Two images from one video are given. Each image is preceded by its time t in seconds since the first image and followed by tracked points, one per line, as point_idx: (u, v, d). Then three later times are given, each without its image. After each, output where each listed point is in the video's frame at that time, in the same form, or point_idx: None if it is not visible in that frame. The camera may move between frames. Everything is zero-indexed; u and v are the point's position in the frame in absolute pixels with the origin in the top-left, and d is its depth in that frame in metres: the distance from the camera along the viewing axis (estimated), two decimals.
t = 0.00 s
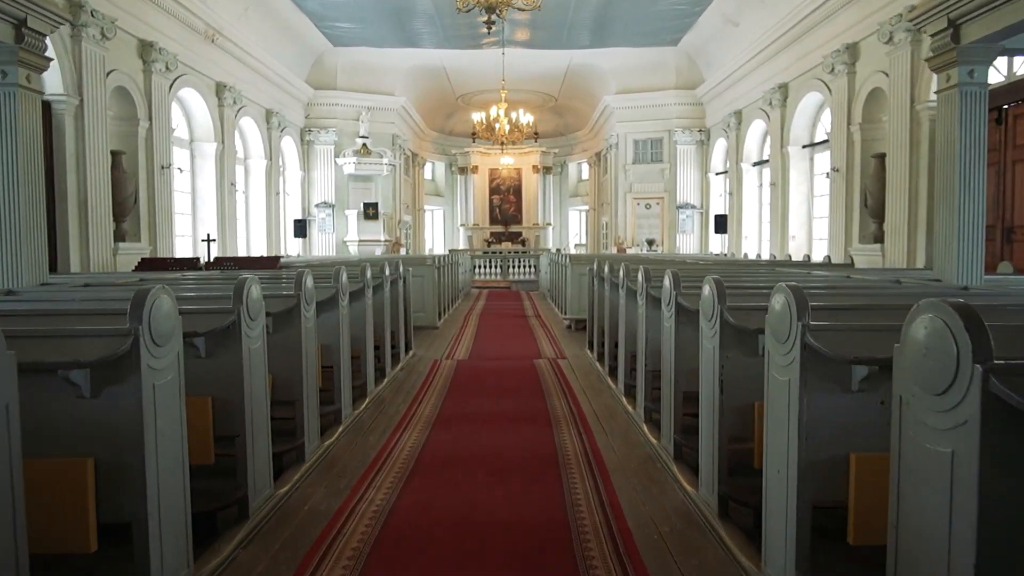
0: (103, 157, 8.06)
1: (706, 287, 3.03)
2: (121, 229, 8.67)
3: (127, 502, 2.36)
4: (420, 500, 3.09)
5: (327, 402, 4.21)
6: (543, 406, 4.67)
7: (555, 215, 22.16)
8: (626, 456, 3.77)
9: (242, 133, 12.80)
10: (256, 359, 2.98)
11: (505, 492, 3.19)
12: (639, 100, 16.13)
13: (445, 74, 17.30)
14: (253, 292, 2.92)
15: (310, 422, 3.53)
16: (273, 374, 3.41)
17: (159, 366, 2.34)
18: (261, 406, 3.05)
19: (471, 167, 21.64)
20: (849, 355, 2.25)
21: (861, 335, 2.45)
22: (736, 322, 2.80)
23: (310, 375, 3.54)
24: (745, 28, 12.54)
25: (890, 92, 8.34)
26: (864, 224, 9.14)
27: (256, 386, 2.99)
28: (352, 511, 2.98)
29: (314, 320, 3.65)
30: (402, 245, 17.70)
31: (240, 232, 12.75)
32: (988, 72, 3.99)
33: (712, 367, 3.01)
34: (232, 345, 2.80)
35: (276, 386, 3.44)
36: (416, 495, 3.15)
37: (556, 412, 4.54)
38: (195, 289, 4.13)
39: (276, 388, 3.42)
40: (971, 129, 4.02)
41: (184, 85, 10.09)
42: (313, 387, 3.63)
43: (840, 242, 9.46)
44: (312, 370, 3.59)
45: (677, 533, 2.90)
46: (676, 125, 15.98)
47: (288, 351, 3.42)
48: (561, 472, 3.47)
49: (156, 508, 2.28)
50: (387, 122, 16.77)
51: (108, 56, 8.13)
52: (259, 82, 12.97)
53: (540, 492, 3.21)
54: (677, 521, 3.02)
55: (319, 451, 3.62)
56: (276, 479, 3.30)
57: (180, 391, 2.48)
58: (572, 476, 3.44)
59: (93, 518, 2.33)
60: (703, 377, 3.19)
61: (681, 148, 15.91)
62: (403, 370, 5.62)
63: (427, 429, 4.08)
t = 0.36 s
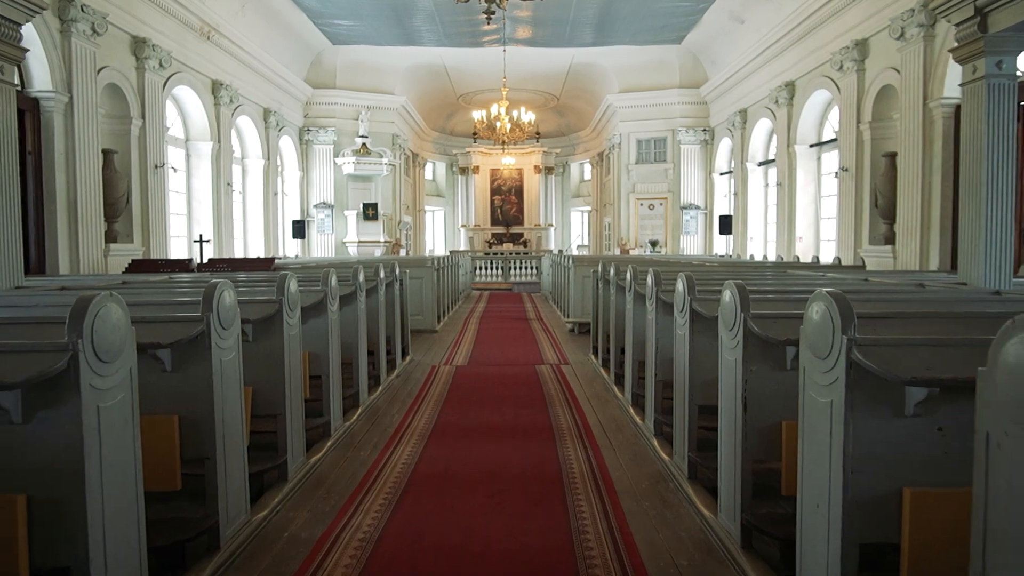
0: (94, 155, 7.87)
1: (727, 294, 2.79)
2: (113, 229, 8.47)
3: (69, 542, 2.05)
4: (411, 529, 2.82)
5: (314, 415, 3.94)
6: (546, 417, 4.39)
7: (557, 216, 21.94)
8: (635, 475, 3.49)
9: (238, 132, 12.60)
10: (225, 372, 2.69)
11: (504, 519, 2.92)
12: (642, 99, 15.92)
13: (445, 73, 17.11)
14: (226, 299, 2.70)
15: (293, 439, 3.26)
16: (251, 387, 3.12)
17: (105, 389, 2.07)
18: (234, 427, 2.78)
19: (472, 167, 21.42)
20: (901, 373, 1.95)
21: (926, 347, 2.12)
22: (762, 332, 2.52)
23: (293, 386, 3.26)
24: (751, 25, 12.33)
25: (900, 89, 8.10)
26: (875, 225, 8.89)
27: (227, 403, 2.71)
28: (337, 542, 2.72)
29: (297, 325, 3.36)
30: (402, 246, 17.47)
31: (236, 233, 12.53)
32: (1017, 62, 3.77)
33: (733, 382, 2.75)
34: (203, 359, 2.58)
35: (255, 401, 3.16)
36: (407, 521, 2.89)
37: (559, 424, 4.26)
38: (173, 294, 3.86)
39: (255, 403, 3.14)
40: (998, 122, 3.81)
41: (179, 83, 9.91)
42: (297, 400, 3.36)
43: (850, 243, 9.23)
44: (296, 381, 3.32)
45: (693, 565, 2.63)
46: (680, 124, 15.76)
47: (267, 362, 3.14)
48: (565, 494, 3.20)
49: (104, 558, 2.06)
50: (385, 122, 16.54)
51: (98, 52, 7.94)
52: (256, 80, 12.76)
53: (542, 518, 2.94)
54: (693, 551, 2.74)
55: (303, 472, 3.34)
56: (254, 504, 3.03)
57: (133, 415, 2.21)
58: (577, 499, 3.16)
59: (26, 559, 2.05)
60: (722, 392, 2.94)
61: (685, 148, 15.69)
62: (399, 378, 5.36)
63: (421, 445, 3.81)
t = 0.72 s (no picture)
0: (86, 154, 7.68)
1: (758, 305, 2.56)
2: (106, 230, 8.29)
3: None
4: (403, 563, 2.58)
5: (303, 429, 3.74)
6: (549, 431, 4.16)
7: (559, 216, 21.74)
8: (645, 498, 3.27)
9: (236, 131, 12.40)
10: (193, 391, 2.49)
11: (505, 552, 2.68)
12: (646, 99, 15.70)
13: (446, 72, 16.91)
14: (195, 310, 2.50)
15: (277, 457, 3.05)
16: (229, 403, 2.91)
17: (32, 422, 1.77)
18: (206, 448, 2.57)
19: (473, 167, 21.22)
20: (962, 403, 1.59)
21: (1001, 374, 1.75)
22: (795, 348, 2.35)
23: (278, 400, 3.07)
24: (757, 23, 12.11)
25: (913, 87, 7.88)
26: (886, 225, 8.67)
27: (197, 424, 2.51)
28: None
29: (282, 334, 3.14)
30: (403, 246, 17.27)
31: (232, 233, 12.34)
32: None
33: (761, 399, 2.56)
34: (166, 376, 2.39)
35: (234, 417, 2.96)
36: (399, 551, 2.67)
37: (563, 439, 4.02)
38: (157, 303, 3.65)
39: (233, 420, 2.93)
40: None
41: (174, 81, 9.72)
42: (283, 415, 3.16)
43: (860, 244, 8.99)
44: (280, 396, 3.12)
45: None
46: (684, 124, 15.54)
47: (248, 376, 2.93)
48: (571, 522, 2.96)
49: None
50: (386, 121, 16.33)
51: (90, 49, 7.75)
52: (253, 79, 12.57)
53: (547, 549, 2.71)
54: None
55: (289, 494, 3.14)
56: (233, 532, 2.82)
57: (74, 448, 1.94)
58: (584, 526, 2.92)
59: None
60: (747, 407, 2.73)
61: (689, 147, 15.47)
62: (396, 386, 5.15)
63: (416, 463, 3.58)
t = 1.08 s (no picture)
0: (77, 152, 7.49)
1: (790, 314, 2.35)
2: (97, 230, 8.09)
3: None
4: None
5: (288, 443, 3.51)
6: (553, 444, 3.93)
7: (561, 217, 21.53)
8: (657, 520, 3.04)
9: (233, 130, 12.22)
10: (150, 412, 2.21)
11: None
12: (650, 97, 15.48)
13: (447, 70, 16.71)
14: (155, 317, 2.20)
15: (255, 477, 2.83)
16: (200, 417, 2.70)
17: None
18: (165, 475, 2.31)
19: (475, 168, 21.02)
20: None
21: None
22: (837, 362, 2.13)
23: (254, 413, 2.85)
24: (763, 20, 11.89)
25: (926, 83, 7.66)
26: (897, 226, 8.44)
27: (155, 448, 2.24)
28: None
29: (260, 341, 2.93)
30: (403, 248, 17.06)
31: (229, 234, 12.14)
32: None
33: (796, 416, 2.35)
34: (115, 396, 2.12)
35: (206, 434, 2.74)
36: None
37: (568, 452, 3.80)
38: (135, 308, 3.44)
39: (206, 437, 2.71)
40: None
41: (169, 78, 9.54)
42: (261, 429, 2.95)
43: (870, 245, 8.77)
44: (257, 409, 2.89)
45: None
46: (689, 123, 15.32)
47: (220, 389, 2.71)
48: (578, 547, 2.73)
49: None
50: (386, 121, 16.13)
51: (80, 45, 7.55)
52: (251, 77, 12.38)
53: None
54: None
55: (268, 517, 2.91)
56: (202, 563, 2.57)
57: None
58: (591, 552, 2.70)
59: None
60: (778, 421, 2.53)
61: (694, 147, 15.25)
62: (392, 394, 4.94)
63: (410, 481, 3.36)
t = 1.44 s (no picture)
0: (65, 151, 7.28)
1: (833, 324, 2.04)
2: (88, 231, 7.88)
3: None
4: None
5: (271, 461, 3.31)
6: (557, 459, 3.71)
7: (563, 217, 21.32)
8: (671, 546, 2.83)
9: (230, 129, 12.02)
10: (91, 438, 1.96)
11: None
12: (653, 96, 15.25)
13: (448, 69, 16.51)
14: (97, 329, 1.94)
15: (227, 504, 2.63)
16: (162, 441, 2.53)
17: None
18: (113, 505, 2.08)
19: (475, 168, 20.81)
20: None
21: None
22: (895, 385, 1.82)
23: (225, 434, 2.66)
24: (768, 17, 11.68)
25: (940, 80, 7.43)
26: (910, 226, 8.21)
27: (97, 478, 1.99)
28: None
29: (231, 353, 2.74)
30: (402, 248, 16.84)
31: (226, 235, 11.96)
32: None
33: (840, 448, 2.05)
34: (47, 423, 1.85)
35: (171, 459, 2.58)
36: None
37: (573, 469, 3.58)
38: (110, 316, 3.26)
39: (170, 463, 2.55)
40: None
41: (163, 76, 9.35)
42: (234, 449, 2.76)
43: (881, 245, 8.54)
44: (228, 429, 2.70)
45: None
46: (693, 122, 15.09)
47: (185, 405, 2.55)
48: None
49: None
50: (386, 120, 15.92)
51: (69, 40, 7.34)
52: (248, 75, 12.18)
53: None
54: None
55: (243, 548, 2.70)
56: None
57: None
58: None
59: None
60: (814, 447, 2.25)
61: (698, 147, 15.02)
62: (386, 403, 4.72)
63: (402, 502, 3.14)
